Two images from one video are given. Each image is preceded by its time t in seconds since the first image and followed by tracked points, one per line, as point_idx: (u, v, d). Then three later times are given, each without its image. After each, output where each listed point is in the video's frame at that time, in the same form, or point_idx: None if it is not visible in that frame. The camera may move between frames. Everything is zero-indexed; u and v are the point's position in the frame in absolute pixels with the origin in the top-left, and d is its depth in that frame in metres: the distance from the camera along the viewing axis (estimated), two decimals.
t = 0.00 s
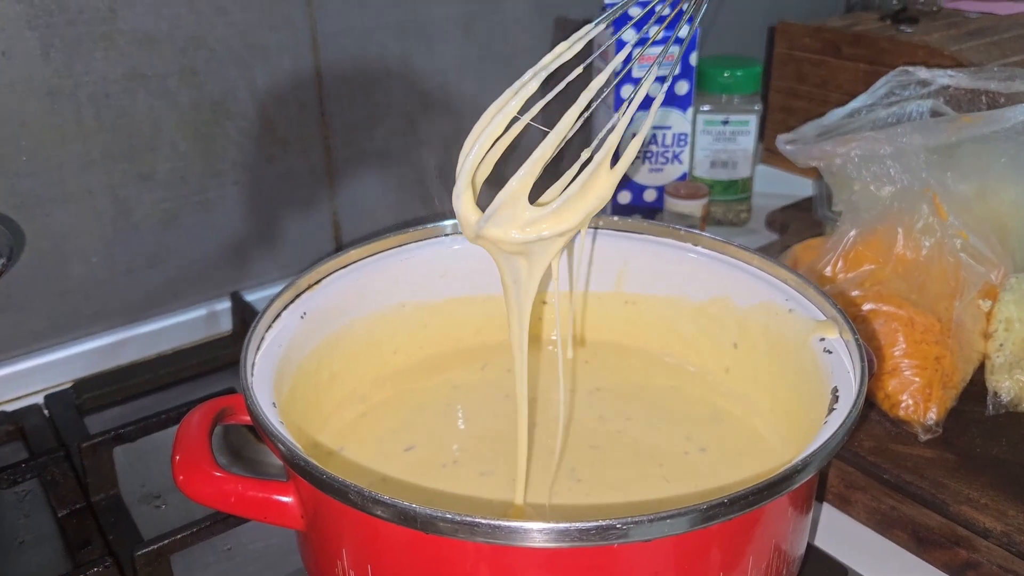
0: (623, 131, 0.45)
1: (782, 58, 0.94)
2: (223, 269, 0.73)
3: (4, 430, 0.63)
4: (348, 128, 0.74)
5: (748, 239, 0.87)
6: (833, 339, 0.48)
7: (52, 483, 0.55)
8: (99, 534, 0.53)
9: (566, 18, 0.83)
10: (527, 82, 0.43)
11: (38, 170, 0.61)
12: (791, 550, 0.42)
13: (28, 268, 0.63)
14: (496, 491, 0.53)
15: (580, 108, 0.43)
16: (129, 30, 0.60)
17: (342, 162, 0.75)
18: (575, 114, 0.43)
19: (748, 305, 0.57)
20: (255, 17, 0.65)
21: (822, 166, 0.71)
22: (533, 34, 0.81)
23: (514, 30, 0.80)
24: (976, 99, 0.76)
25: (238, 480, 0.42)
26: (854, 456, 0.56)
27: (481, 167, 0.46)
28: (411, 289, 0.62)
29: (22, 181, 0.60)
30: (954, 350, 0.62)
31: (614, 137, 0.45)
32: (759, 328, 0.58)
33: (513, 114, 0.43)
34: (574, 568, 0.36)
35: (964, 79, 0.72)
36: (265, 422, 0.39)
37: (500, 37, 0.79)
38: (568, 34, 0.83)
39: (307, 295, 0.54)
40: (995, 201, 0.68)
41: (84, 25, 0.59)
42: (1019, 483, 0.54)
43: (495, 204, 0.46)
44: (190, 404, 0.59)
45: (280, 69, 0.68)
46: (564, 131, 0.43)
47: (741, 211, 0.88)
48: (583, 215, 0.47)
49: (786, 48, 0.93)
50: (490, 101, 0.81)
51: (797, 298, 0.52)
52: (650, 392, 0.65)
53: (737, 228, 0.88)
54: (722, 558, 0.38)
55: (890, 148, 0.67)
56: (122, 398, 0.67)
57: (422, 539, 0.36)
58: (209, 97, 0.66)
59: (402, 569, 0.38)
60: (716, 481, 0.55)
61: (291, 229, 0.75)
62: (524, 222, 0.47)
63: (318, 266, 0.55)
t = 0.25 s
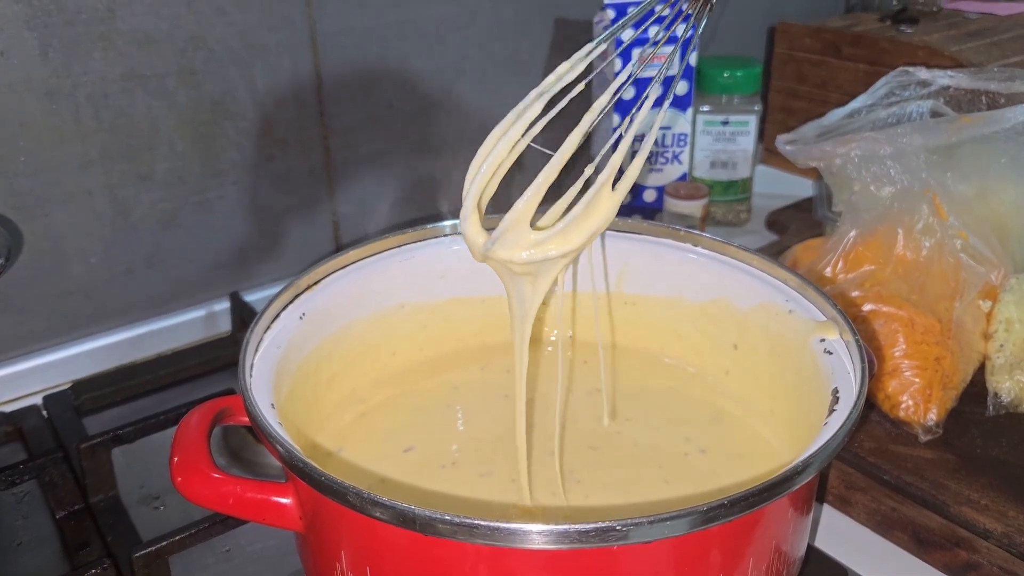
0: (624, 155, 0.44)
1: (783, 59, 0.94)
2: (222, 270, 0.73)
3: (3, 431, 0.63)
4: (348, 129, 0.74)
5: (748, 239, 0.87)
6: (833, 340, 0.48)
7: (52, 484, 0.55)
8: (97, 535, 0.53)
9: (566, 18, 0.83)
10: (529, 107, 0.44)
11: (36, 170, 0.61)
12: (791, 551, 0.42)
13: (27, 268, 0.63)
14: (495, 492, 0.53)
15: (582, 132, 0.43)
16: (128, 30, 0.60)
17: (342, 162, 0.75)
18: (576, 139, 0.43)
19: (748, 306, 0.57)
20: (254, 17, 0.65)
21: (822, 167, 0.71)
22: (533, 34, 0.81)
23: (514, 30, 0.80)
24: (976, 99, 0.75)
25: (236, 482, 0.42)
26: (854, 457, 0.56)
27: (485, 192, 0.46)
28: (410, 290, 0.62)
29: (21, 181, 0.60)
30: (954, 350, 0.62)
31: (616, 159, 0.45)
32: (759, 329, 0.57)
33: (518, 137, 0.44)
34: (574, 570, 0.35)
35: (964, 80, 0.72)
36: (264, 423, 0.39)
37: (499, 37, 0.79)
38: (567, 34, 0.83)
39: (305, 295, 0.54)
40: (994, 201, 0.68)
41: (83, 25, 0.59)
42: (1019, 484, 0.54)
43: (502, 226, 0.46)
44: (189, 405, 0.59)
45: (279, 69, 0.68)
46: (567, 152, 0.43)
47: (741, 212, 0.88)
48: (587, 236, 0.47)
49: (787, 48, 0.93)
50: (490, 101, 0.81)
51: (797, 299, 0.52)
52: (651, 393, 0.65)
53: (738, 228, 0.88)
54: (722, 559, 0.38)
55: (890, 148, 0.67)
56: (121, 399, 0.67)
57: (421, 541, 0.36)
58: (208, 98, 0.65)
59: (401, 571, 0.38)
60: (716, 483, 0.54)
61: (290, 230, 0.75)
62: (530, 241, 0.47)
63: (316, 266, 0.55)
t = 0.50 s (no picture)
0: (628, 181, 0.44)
1: (783, 59, 0.94)
2: (221, 270, 0.72)
3: (2, 431, 0.62)
4: (348, 129, 0.73)
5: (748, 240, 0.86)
6: (833, 340, 0.48)
7: (50, 485, 0.54)
8: (96, 536, 0.53)
9: (566, 18, 0.83)
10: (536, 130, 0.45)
11: (36, 171, 0.60)
12: (792, 552, 0.42)
13: (27, 268, 0.63)
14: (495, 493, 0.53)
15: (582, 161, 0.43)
16: (127, 30, 0.60)
17: (342, 162, 0.75)
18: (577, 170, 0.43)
19: (748, 307, 0.57)
20: (254, 17, 0.65)
21: (823, 167, 0.71)
22: (533, 34, 0.81)
23: (514, 30, 0.79)
24: (976, 100, 0.75)
25: (236, 483, 0.42)
26: (855, 458, 0.56)
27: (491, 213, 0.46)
28: (410, 290, 0.62)
29: (20, 182, 0.60)
30: (955, 351, 0.62)
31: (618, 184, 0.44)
32: (759, 329, 0.57)
33: (524, 160, 0.44)
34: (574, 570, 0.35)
35: (965, 80, 0.72)
36: (263, 424, 0.39)
37: (499, 37, 0.79)
38: (567, 34, 0.83)
39: (305, 296, 0.54)
40: (995, 202, 0.68)
41: (82, 25, 0.58)
42: (1020, 485, 0.53)
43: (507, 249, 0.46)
44: (189, 406, 0.59)
45: (279, 69, 0.68)
46: (573, 176, 0.43)
47: (741, 212, 0.88)
48: (592, 258, 0.47)
49: (787, 48, 0.93)
50: (490, 101, 0.81)
51: (798, 299, 0.52)
52: (651, 393, 0.65)
53: (738, 228, 0.88)
54: (722, 560, 0.38)
55: (890, 149, 0.67)
56: (121, 399, 0.67)
57: (421, 541, 0.36)
58: (208, 98, 0.65)
59: (400, 572, 0.38)
60: (716, 484, 0.54)
61: (290, 230, 0.75)
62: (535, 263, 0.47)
63: (316, 266, 0.55)
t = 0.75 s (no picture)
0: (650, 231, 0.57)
1: (782, 58, 0.94)
2: (221, 270, 0.72)
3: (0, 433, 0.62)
4: (347, 129, 0.73)
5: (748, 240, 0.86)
6: (833, 341, 0.48)
7: (49, 486, 0.54)
8: (95, 538, 0.53)
9: (566, 17, 0.82)
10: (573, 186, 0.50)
11: (34, 171, 0.60)
12: (792, 554, 0.42)
13: (25, 268, 0.63)
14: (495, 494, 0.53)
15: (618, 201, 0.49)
16: (126, 30, 0.60)
17: (341, 163, 0.74)
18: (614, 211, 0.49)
19: (748, 308, 0.57)
20: (253, 17, 0.65)
21: (822, 168, 0.70)
22: (533, 34, 0.81)
23: (513, 29, 0.79)
24: (976, 100, 0.75)
25: (235, 484, 0.42)
26: (855, 459, 0.56)
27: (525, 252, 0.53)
28: (409, 290, 0.62)
29: (18, 182, 0.60)
30: (955, 351, 0.62)
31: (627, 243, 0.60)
32: (759, 330, 0.57)
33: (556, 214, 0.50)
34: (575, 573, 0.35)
35: (965, 80, 0.71)
36: (263, 426, 0.39)
37: (499, 37, 0.79)
38: (567, 33, 0.83)
39: (304, 296, 0.54)
40: (995, 203, 0.67)
41: (81, 25, 0.58)
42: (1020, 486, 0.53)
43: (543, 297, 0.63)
44: (188, 406, 0.58)
45: (278, 69, 0.68)
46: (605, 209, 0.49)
47: (741, 212, 0.88)
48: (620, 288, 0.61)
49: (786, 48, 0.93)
50: (489, 101, 0.81)
51: (797, 300, 0.52)
52: (651, 393, 0.65)
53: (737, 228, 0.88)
54: (723, 563, 0.38)
55: (890, 149, 0.67)
56: (120, 400, 0.66)
57: (420, 544, 0.36)
58: (207, 98, 0.65)
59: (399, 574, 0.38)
60: (716, 485, 0.54)
61: (289, 230, 0.75)
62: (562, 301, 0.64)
63: (316, 267, 0.55)
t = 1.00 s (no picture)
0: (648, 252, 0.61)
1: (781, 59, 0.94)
2: (220, 270, 0.72)
3: None
4: (347, 129, 0.74)
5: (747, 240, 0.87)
6: (832, 342, 0.48)
7: (49, 485, 0.55)
8: (95, 537, 0.53)
9: (566, 18, 0.83)
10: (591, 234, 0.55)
11: (35, 171, 0.60)
12: (791, 554, 0.42)
13: (25, 268, 0.63)
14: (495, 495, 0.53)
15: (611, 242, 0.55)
16: (126, 31, 0.60)
17: (341, 163, 0.75)
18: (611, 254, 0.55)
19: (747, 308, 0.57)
20: (253, 18, 0.65)
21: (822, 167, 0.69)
22: (532, 35, 0.81)
23: (513, 30, 0.79)
24: (975, 100, 0.75)
25: (234, 485, 0.42)
26: (854, 459, 0.56)
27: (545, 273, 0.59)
28: (409, 291, 0.62)
29: (19, 182, 0.60)
30: (953, 352, 0.62)
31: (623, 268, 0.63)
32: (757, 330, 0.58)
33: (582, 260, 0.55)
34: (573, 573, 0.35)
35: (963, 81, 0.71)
36: (263, 427, 0.39)
37: (499, 37, 0.79)
38: (566, 34, 0.83)
39: (304, 297, 0.54)
40: (995, 204, 0.68)
41: (81, 26, 0.58)
42: (1019, 487, 0.53)
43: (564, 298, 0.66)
44: (189, 406, 0.59)
45: (278, 70, 0.68)
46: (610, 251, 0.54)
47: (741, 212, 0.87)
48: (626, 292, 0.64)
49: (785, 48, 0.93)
50: (489, 102, 0.81)
51: (797, 301, 0.52)
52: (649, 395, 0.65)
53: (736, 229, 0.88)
54: (721, 563, 0.38)
55: (889, 149, 0.68)
56: (120, 400, 0.66)
57: (420, 544, 0.36)
58: (206, 98, 0.65)
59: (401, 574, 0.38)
60: (716, 484, 0.55)
61: (288, 231, 0.75)
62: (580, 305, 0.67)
63: (316, 267, 0.55)
